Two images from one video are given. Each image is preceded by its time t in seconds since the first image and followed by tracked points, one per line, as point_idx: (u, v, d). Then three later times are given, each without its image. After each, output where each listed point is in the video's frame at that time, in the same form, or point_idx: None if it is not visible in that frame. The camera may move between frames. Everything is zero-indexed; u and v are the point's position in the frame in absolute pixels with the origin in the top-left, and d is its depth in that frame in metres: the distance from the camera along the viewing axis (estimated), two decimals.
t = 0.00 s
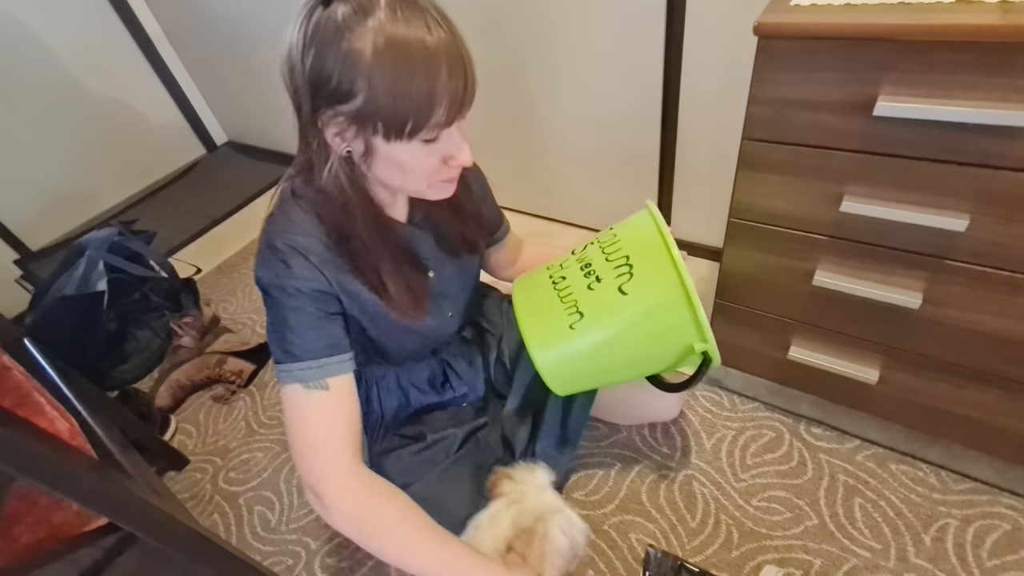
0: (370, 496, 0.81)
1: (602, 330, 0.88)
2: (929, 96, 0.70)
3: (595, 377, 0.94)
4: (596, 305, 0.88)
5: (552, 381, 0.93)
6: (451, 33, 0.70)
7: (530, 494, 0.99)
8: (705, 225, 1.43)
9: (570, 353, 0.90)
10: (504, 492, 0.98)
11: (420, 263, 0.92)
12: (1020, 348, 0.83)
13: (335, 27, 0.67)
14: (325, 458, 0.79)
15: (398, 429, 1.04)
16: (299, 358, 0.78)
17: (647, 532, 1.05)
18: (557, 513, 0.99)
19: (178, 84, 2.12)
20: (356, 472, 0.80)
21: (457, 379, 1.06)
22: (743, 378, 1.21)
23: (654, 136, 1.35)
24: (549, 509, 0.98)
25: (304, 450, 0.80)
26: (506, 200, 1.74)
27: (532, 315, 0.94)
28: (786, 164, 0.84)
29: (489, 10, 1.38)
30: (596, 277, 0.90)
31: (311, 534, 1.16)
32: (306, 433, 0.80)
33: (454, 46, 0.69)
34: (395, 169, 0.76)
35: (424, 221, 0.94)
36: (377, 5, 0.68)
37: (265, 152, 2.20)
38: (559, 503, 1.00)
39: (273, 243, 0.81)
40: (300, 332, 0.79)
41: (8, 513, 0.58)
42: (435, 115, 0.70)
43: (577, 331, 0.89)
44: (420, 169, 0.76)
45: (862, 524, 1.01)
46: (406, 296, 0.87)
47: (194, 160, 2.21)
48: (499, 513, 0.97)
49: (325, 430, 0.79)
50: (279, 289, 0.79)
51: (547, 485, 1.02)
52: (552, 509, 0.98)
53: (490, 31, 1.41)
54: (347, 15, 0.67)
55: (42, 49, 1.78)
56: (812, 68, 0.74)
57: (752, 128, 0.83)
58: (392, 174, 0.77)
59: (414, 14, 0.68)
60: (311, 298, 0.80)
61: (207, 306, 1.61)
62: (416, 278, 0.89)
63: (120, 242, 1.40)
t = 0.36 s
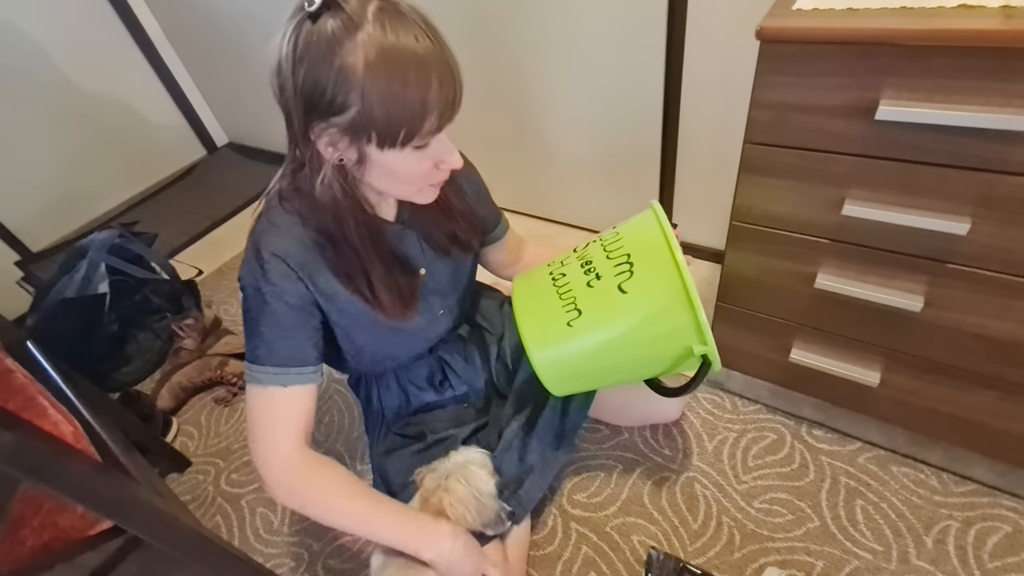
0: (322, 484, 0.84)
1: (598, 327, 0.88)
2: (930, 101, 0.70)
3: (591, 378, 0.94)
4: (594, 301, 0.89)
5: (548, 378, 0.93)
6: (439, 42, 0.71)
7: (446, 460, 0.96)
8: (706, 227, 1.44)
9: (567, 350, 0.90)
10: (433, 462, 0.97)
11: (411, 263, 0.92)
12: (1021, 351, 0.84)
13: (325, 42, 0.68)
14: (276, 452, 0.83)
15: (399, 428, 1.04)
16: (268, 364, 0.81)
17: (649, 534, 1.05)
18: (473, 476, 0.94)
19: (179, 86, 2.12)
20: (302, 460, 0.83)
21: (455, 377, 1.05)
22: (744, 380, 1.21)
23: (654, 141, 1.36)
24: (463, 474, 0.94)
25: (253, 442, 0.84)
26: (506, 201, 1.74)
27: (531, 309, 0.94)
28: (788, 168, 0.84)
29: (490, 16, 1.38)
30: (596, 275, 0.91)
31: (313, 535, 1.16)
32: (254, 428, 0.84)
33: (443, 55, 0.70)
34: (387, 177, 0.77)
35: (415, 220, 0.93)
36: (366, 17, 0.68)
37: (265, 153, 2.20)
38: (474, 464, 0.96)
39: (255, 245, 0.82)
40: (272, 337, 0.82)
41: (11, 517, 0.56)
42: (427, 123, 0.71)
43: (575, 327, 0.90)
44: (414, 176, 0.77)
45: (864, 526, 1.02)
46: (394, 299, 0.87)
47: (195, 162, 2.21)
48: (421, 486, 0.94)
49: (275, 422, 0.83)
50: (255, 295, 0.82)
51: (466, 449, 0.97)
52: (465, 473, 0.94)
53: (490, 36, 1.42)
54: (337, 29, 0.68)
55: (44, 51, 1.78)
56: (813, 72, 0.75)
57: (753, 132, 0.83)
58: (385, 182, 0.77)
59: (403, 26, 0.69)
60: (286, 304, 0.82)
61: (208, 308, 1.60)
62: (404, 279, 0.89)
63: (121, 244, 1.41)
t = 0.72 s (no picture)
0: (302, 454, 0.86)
1: (586, 329, 0.88)
2: (934, 100, 0.70)
3: (585, 381, 0.93)
4: (583, 304, 0.89)
5: (540, 383, 0.93)
6: (423, 29, 0.70)
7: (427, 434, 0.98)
8: (707, 226, 1.44)
9: (558, 354, 0.90)
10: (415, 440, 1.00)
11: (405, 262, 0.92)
12: None
13: (307, 33, 0.67)
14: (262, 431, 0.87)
15: (399, 427, 1.03)
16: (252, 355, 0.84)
17: (650, 534, 1.05)
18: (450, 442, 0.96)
19: (179, 84, 2.12)
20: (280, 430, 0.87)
21: (455, 376, 1.04)
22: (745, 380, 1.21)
23: (655, 141, 1.36)
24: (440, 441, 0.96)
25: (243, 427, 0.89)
26: (507, 200, 1.74)
27: (521, 313, 0.95)
28: (791, 167, 0.84)
29: (490, 17, 1.39)
30: (585, 278, 0.91)
31: (314, 534, 1.16)
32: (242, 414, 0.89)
33: (427, 42, 0.70)
34: (378, 168, 0.77)
35: (410, 219, 0.92)
36: (348, 7, 0.68)
37: (266, 152, 2.20)
38: (452, 433, 0.98)
39: (248, 243, 0.83)
40: (260, 334, 0.84)
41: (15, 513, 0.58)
42: (413, 110, 0.71)
43: (565, 330, 0.90)
44: (405, 166, 0.76)
45: (865, 526, 1.02)
46: (387, 298, 0.87)
47: (195, 161, 2.21)
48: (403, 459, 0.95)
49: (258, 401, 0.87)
50: (246, 293, 0.83)
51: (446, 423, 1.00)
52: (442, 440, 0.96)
53: (490, 35, 1.42)
54: (319, 20, 0.67)
55: (46, 50, 1.78)
56: (817, 71, 0.74)
57: (756, 131, 0.83)
58: (376, 173, 0.77)
59: (385, 14, 0.68)
60: (274, 302, 0.83)
61: (209, 307, 1.60)
62: (398, 277, 0.88)
63: (122, 242, 1.41)
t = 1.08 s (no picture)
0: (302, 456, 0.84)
1: (603, 355, 0.89)
2: (936, 98, 0.70)
3: (607, 393, 0.94)
4: (597, 330, 0.88)
5: (559, 400, 0.95)
6: (415, 25, 0.70)
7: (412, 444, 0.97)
8: (708, 226, 1.44)
9: (581, 376, 0.91)
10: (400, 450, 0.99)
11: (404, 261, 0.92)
12: None
13: (298, 30, 0.67)
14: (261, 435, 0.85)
15: (400, 427, 1.03)
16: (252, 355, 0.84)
17: (651, 533, 1.05)
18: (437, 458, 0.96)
19: (180, 83, 2.12)
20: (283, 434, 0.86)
21: (455, 374, 1.04)
22: (746, 379, 1.21)
23: (655, 141, 1.36)
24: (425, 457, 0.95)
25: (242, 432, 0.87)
26: (508, 200, 1.74)
27: (535, 337, 0.95)
28: (792, 166, 0.84)
29: (490, 17, 1.39)
30: (595, 300, 0.90)
31: (314, 534, 1.16)
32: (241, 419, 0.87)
33: (418, 38, 0.69)
34: (372, 164, 0.76)
35: (409, 217, 0.92)
36: (338, 4, 0.68)
37: (266, 151, 2.20)
38: (439, 445, 0.97)
39: (246, 243, 0.83)
40: (259, 334, 0.83)
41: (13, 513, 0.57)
42: (404, 107, 0.70)
43: (582, 353, 0.90)
44: (397, 162, 0.76)
45: (866, 525, 1.01)
46: (385, 296, 0.87)
47: (195, 160, 2.21)
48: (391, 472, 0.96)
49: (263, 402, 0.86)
50: (244, 293, 0.83)
51: (432, 430, 0.99)
52: (428, 457, 0.96)
53: (490, 35, 1.42)
54: (309, 17, 0.67)
55: (46, 50, 1.78)
56: (818, 70, 0.74)
57: (758, 130, 0.83)
58: (370, 168, 0.77)
59: (375, 10, 0.68)
60: (273, 303, 0.83)
61: (210, 306, 1.60)
62: (395, 276, 0.88)
63: (122, 241, 1.40)
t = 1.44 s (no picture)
0: (291, 473, 0.82)
1: (606, 371, 0.89)
2: (936, 99, 0.70)
3: (611, 400, 0.94)
4: (596, 351, 0.88)
5: (564, 410, 0.96)
6: (397, 29, 0.70)
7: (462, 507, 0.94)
8: (708, 227, 1.44)
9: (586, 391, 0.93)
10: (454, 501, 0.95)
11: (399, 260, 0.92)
12: None
13: (278, 30, 0.67)
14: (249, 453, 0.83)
15: (399, 427, 1.04)
16: (249, 362, 0.82)
17: (650, 534, 1.05)
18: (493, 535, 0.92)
19: (179, 83, 2.12)
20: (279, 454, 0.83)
21: (455, 375, 1.05)
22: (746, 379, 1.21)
23: (656, 142, 1.36)
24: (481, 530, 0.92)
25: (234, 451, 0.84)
26: (509, 200, 1.74)
27: (536, 354, 0.95)
28: (792, 167, 0.84)
29: (490, 18, 1.39)
30: (590, 320, 0.89)
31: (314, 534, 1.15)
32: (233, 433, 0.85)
33: (400, 41, 0.69)
34: (353, 164, 0.76)
35: (402, 216, 0.92)
36: (319, 5, 0.67)
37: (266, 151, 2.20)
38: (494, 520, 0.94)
39: (241, 243, 0.84)
40: (256, 337, 0.83)
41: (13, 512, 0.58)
42: (384, 110, 0.70)
43: (583, 373, 0.91)
44: (379, 165, 0.76)
45: (865, 526, 1.01)
46: (377, 296, 0.86)
47: (194, 159, 2.21)
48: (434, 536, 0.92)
49: (259, 416, 0.83)
50: (240, 292, 0.83)
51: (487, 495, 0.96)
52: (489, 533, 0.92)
53: (489, 35, 1.42)
54: (289, 18, 0.67)
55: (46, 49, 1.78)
56: (818, 71, 0.74)
57: (758, 131, 0.83)
58: (353, 169, 0.76)
59: (357, 12, 0.68)
60: (269, 304, 0.83)
61: (210, 305, 1.59)
62: (388, 275, 0.87)
63: (122, 241, 1.40)
